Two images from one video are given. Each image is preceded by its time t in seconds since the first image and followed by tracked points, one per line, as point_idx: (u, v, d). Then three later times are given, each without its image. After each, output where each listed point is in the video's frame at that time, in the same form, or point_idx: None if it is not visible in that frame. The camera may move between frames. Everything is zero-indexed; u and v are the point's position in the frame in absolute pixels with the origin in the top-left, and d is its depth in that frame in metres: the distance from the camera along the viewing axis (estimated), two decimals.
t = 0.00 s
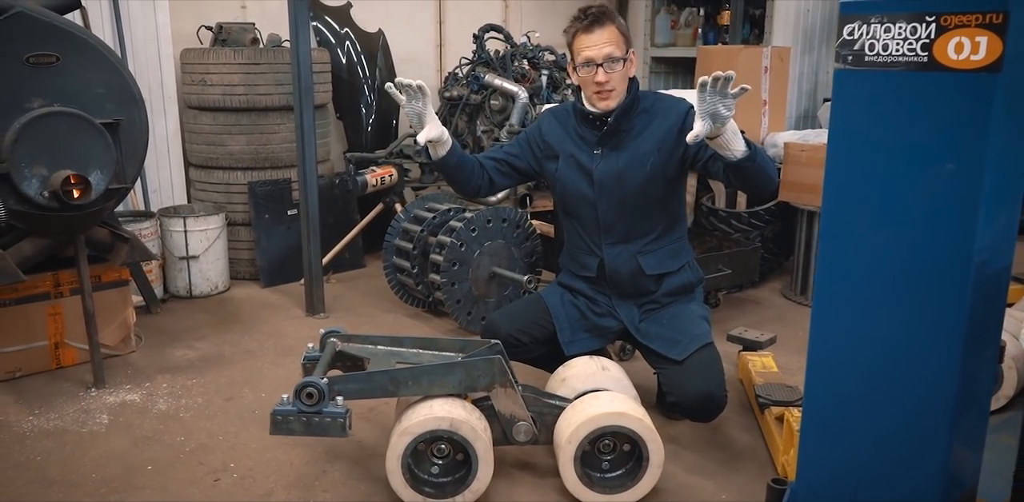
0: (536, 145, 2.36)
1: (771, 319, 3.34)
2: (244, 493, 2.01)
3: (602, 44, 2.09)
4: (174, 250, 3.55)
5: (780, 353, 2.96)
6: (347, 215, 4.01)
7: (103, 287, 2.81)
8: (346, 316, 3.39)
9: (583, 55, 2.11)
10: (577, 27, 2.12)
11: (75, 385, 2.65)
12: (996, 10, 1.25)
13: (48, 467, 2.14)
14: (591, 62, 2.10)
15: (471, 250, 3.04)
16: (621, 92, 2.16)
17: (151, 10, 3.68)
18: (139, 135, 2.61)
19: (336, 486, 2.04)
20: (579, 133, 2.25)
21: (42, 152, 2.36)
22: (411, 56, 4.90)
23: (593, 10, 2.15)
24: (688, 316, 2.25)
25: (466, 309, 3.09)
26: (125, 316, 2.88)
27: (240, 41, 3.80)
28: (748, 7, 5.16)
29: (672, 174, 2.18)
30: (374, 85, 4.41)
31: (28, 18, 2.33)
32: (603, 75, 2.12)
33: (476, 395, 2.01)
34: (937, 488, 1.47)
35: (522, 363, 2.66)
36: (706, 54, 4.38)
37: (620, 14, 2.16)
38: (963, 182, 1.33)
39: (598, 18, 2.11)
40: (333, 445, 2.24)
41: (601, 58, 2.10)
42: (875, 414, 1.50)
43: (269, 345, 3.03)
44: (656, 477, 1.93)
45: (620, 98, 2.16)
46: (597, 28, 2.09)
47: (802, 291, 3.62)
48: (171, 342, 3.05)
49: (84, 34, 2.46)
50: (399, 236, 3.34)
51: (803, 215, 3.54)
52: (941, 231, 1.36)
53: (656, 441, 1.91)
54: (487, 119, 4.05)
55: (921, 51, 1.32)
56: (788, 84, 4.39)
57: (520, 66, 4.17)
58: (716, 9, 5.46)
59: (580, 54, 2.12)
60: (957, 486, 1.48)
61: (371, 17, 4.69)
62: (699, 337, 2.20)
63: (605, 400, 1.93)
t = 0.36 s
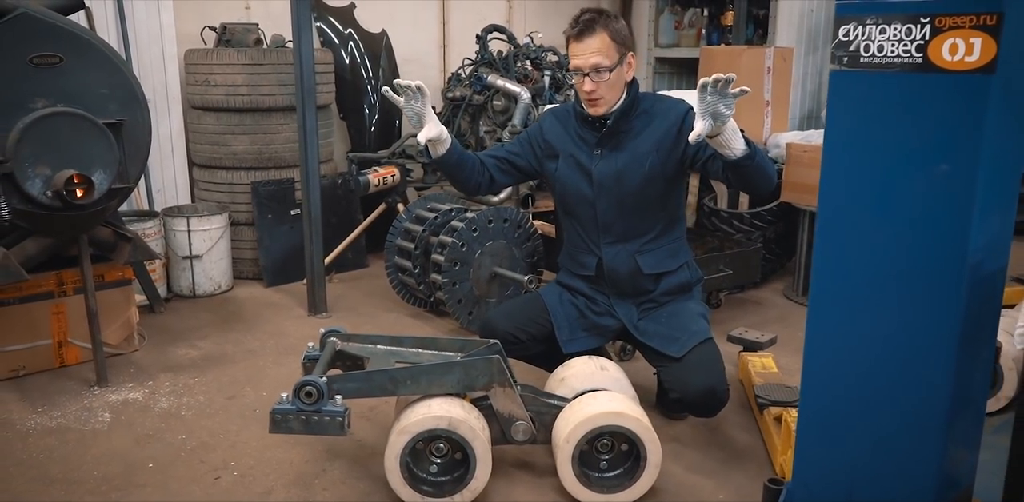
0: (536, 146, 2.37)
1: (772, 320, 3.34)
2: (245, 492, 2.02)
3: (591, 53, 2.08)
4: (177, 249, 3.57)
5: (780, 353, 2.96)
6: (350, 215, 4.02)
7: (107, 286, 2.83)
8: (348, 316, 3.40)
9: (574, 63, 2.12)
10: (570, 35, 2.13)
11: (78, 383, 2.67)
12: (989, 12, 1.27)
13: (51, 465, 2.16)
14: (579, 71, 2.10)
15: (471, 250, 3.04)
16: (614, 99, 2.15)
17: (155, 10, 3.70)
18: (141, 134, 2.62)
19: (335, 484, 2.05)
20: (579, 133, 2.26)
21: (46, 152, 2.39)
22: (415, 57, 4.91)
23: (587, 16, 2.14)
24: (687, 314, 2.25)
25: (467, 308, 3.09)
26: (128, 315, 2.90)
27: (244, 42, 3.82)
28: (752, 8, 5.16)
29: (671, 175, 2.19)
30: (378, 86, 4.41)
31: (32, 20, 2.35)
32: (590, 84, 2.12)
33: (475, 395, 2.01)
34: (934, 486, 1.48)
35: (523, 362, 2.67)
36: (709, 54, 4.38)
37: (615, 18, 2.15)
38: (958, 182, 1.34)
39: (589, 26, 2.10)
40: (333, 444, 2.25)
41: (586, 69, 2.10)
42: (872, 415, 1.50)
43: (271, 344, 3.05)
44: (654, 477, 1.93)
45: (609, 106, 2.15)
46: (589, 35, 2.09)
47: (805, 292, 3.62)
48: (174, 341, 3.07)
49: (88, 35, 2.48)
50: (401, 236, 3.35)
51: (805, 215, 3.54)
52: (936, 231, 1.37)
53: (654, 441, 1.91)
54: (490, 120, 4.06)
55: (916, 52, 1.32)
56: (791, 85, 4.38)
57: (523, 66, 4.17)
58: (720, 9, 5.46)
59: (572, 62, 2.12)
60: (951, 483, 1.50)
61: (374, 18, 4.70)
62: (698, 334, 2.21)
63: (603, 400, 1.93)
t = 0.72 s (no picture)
0: (534, 145, 2.37)
1: (772, 320, 3.33)
2: (242, 490, 2.03)
3: (592, 55, 2.09)
4: (179, 249, 3.59)
5: (780, 353, 2.96)
6: (351, 214, 4.03)
7: (108, 285, 2.84)
8: (348, 315, 3.41)
9: (574, 66, 2.12)
10: (569, 41, 2.12)
11: (79, 382, 2.68)
12: (982, 12, 1.26)
13: (51, 462, 2.17)
14: (581, 74, 2.10)
15: (471, 249, 3.05)
16: (614, 100, 2.16)
17: (157, 10, 3.71)
18: (142, 133, 2.63)
19: (333, 482, 2.06)
20: (577, 132, 2.27)
21: (47, 152, 2.40)
22: (417, 57, 4.92)
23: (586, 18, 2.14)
24: (683, 313, 2.25)
25: (466, 308, 3.10)
26: (130, 314, 2.92)
27: (245, 42, 3.83)
28: (754, 8, 5.16)
29: (668, 174, 2.20)
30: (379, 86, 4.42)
31: (34, 21, 2.36)
32: (593, 86, 2.12)
33: (472, 394, 2.02)
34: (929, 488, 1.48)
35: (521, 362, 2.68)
36: (709, 54, 4.38)
37: (613, 20, 2.15)
38: (950, 183, 1.33)
39: (588, 29, 2.10)
40: (331, 442, 2.26)
41: (590, 71, 2.10)
42: (867, 415, 1.50)
43: (272, 343, 3.06)
44: (650, 476, 1.94)
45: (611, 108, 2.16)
46: (589, 38, 2.09)
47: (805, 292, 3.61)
48: (174, 340, 3.08)
49: (90, 35, 2.49)
50: (401, 236, 3.36)
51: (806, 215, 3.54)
52: (928, 232, 1.37)
53: (650, 440, 1.92)
54: (491, 120, 4.07)
55: (909, 52, 1.33)
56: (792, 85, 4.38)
57: (524, 66, 4.17)
58: (722, 9, 5.47)
59: (573, 65, 2.12)
60: (946, 483, 1.50)
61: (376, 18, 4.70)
62: (694, 333, 2.21)
63: (600, 399, 1.94)
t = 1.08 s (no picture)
0: (532, 141, 2.38)
1: (771, 320, 3.33)
2: (239, 487, 2.04)
3: (586, 53, 2.10)
4: (180, 248, 3.60)
5: (778, 353, 2.96)
6: (352, 214, 4.03)
7: (108, 284, 2.86)
8: (348, 315, 3.42)
9: (568, 64, 2.13)
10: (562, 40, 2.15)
11: (79, 380, 2.69)
12: (973, 11, 1.26)
13: (51, 459, 2.18)
14: (574, 72, 2.11)
15: (470, 249, 3.06)
16: (609, 97, 2.16)
17: (158, 11, 3.73)
18: (141, 132, 2.64)
19: (329, 481, 2.07)
20: (574, 128, 2.28)
21: (46, 152, 2.41)
22: (418, 57, 4.92)
23: (578, 17, 2.16)
24: (680, 312, 2.26)
25: (465, 307, 3.11)
26: (130, 313, 2.93)
27: (246, 42, 3.84)
28: (755, 8, 5.16)
29: (664, 169, 2.20)
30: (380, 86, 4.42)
31: (34, 21, 2.38)
32: (587, 84, 2.13)
33: (468, 392, 2.02)
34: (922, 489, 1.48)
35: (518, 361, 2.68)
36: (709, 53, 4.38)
37: (607, 18, 2.16)
38: (941, 183, 1.34)
39: (580, 26, 2.12)
40: (328, 441, 2.27)
41: (582, 68, 2.10)
42: (859, 414, 1.50)
43: (271, 342, 3.06)
44: (645, 474, 1.94)
45: (606, 105, 2.17)
46: (581, 36, 2.11)
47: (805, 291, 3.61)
48: (174, 339, 3.09)
49: (89, 35, 2.50)
50: (400, 235, 3.37)
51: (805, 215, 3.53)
52: (920, 231, 1.37)
53: (645, 438, 1.92)
54: (491, 120, 4.07)
55: (901, 50, 1.33)
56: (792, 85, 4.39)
57: (524, 66, 4.19)
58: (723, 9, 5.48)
59: (567, 63, 2.13)
60: (937, 484, 1.50)
61: (375, 17, 4.66)
62: (690, 332, 2.22)
63: (596, 397, 1.94)
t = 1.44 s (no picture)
0: (529, 141, 2.39)
1: (770, 320, 3.33)
2: (235, 486, 2.04)
3: (579, 54, 2.10)
4: (180, 247, 3.61)
5: (776, 353, 2.96)
6: (352, 213, 4.04)
7: (107, 283, 2.87)
8: (346, 314, 3.43)
9: (563, 65, 2.14)
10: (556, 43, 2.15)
11: (78, 379, 2.70)
12: (963, 12, 1.26)
13: (49, 457, 2.19)
14: (567, 73, 2.11)
15: (468, 249, 3.07)
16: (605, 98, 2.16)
17: (159, 11, 3.74)
18: (141, 132, 2.65)
19: (326, 479, 2.07)
20: (570, 128, 2.29)
21: (46, 152, 2.42)
22: (419, 57, 4.93)
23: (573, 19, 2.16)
24: (676, 313, 2.26)
25: (463, 307, 3.11)
26: (129, 312, 2.94)
27: (246, 42, 3.85)
28: (756, 8, 5.17)
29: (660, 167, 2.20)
30: (380, 86, 4.42)
31: (34, 21, 2.39)
32: (580, 86, 2.13)
33: (464, 392, 2.03)
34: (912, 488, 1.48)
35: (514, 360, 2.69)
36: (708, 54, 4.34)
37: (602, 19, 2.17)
38: (931, 184, 1.34)
39: (573, 28, 2.12)
40: (324, 439, 2.27)
41: (575, 70, 2.11)
42: (849, 413, 1.51)
43: (270, 341, 3.07)
44: (640, 474, 1.94)
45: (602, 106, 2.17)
46: (575, 37, 2.11)
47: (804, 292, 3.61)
48: (174, 338, 3.10)
49: (89, 36, 2.52)
50: (399, 235, 3.37)
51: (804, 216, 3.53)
52: (910, 232, 1.37)
53: (640, 438, 1.92)
54: (491, 120, 4.07)
55: (892, 51, 1.33)
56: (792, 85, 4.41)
57: (524, 66, 4.20)
58: (725, 9, 5.49)
59: (561, 63, 2.14)
60: (928, 484, 1.50)
61: (377, 17, 4.68)
62: (686, 332, 2.22)
63: (591, 397, 1.94)
